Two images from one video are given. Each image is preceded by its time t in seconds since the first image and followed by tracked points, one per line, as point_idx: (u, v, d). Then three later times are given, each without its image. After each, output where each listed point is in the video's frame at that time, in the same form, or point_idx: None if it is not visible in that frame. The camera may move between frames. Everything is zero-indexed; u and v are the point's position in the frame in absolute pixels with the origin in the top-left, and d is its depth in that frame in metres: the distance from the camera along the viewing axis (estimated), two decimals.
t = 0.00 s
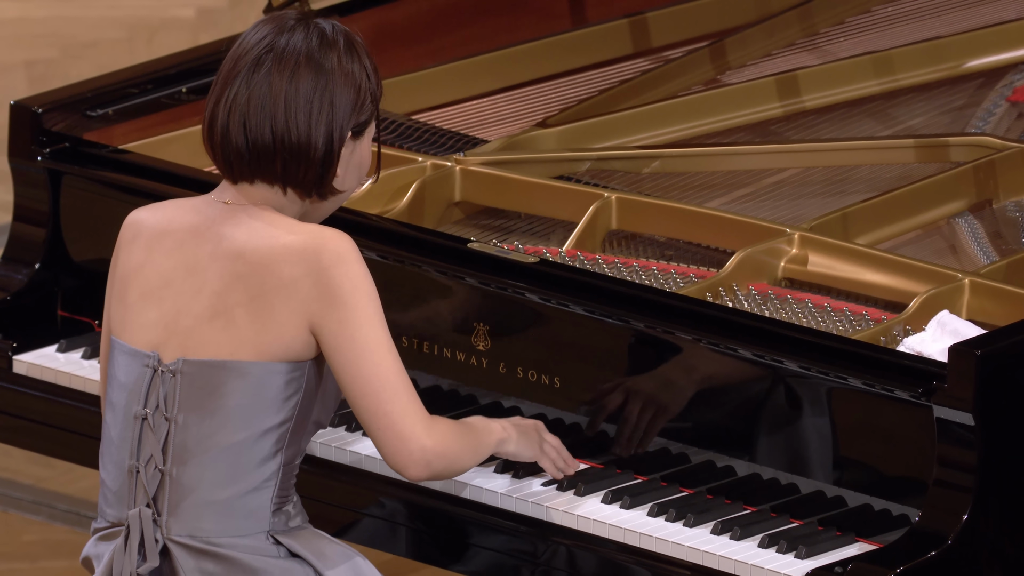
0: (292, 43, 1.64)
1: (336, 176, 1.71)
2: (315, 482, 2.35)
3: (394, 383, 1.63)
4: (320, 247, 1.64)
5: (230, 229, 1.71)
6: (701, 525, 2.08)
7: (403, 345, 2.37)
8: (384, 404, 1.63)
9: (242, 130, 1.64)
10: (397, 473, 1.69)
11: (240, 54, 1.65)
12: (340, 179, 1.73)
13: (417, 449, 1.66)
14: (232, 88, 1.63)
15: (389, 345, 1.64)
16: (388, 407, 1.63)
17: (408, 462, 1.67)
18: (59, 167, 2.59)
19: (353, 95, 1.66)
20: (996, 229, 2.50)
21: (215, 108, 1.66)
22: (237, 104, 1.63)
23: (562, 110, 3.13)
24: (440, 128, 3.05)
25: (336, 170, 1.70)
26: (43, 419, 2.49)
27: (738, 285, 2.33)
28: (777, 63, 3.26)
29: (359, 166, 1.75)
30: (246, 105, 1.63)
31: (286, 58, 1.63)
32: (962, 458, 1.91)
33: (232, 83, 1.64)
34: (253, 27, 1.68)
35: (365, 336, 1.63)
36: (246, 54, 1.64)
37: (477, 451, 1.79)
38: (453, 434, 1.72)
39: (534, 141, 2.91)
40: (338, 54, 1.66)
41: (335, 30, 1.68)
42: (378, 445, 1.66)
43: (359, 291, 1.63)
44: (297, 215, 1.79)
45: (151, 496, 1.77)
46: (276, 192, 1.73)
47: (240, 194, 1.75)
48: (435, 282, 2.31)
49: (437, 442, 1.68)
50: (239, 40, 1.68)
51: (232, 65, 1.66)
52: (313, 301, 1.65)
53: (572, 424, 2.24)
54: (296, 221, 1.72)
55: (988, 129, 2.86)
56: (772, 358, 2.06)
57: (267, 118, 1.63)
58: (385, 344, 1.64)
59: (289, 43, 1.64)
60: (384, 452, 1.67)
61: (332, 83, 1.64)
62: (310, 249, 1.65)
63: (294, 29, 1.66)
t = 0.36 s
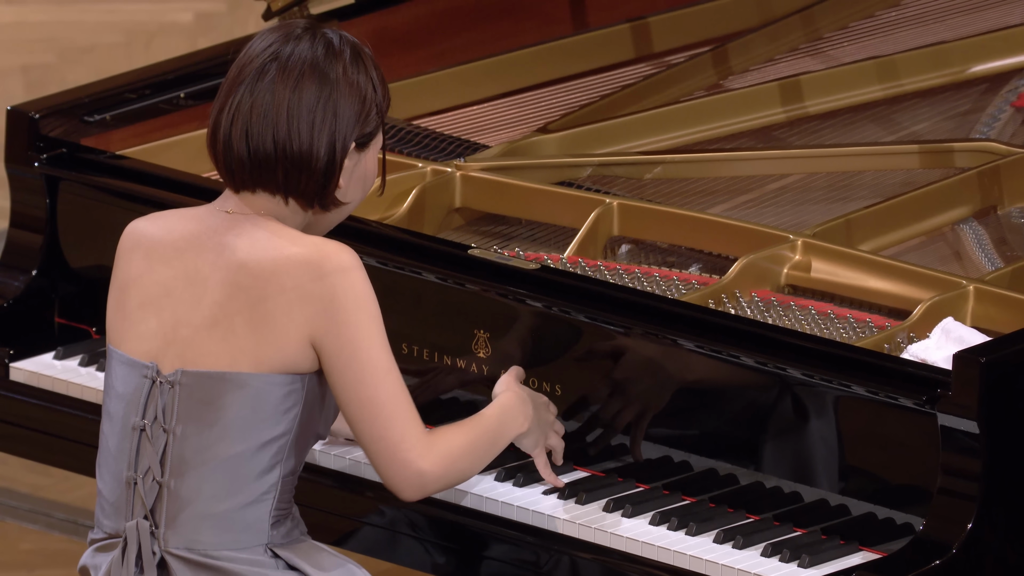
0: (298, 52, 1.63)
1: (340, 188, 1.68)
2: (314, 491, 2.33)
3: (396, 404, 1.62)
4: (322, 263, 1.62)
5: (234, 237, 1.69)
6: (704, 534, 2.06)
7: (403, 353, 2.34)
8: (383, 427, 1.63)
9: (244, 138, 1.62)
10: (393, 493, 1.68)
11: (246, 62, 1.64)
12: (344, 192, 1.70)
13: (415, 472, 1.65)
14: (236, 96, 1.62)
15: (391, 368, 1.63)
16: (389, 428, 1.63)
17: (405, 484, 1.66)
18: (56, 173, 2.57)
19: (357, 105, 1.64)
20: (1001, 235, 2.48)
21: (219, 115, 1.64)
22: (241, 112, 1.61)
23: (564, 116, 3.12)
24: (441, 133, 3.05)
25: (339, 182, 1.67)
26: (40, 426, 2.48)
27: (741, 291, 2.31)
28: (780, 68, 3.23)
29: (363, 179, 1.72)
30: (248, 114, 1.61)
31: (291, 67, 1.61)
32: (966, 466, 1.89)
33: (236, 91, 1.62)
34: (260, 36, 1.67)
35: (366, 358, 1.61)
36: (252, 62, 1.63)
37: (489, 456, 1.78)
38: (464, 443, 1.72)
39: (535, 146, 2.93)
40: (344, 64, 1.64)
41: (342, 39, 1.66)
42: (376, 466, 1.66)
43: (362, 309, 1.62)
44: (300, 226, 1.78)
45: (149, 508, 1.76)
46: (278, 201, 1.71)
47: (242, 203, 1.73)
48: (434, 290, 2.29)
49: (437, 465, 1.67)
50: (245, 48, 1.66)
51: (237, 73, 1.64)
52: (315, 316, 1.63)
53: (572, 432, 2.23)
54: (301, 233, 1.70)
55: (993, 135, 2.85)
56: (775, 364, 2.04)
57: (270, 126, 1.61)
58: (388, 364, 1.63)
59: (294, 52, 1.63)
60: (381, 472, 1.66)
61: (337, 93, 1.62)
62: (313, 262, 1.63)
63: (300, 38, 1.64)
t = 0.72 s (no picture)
0: (310, 60, 1.60)
1: (347, 198, 1.66)
2: (314, 498, 2.32)
3: (380, 429, 1.61)
4: (328, 276, 1.59)
5: (239, 246, 1.65)
6: (706, 541, 2.03)
7: (403, 359, 2.32)
8: (364, 448, 1.61)
9: (254, 146, 1.58)
10: (361, 514, 1.66)
11: (257, 68, 1.60)
12: (350, 202, 1.67)
13: (388, 498, 1.64)
14: (247, 103, 1.58)
15: (380, 391, 1.61)
16: (370, 451, 1.61)
17: (375, 508, 1.65)
18: (53, 176, 2.55)
19: (369, 115, 1.61)
20: (1005, 240, 2.47)
21: (228, 121, 1.61)
22: (251, 119, 1.58)
23: (565, 119, 3.13)
24: (439, 137, 3.06)
25: (347, 192, 1.65)
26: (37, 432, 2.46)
27: (743, 296, 2.30)
28: (782, 71, 3.25)
29: (370, 188, 1.69)
30: (259, 121, 1.58)
31: (304, 74, 1.58)
32: (971, 472, 1.86)
33: (247, 98, 1.59)
34: (271, 42, 1.63)
35: (358, 379, 1.59)
36: (263, 68, 1.59)
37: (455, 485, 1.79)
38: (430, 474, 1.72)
39: (536, 150, 2.91)
40: (356, 73, 1.61)
41: (354, 48, 1.64)
42: (349, 486, 1.65)
43: (360, 328, 1.59)
44: (304, 235, 1.75)
45: (149, 518, 1.74)
46: (284, 210, 1.68)
47: (248, 211, 1.70)
48: (435, 295, 2.26)
49: (410, 493, 1.66)
50: (256, 53, 1.63)
51: (248, 79, 1.61)
52: (321, 329, 1.60)
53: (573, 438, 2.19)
54: (305, 244, 1.67)
55: (998, 138, 2.84)
56: (778, 370, 2.01)
57: (281, 135, 1.57)
58: (377, 388, 1.61)
59: (307, 60, 1.59)
60: (353, 491, 1.64)
61: (349, 102, 1.59)
62: (318, 275, 1.60)
63: (313, 45, 1.61)
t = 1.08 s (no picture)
0: (322, 67, 1.57)
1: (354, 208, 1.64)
2: (315, 504, 2.30)
3: (380, 444, 1.59)
4: (332, 289, 1.57)
5: (242, 255, 1.63)
6: (709, 547, 2.00)
7: (403, 363, 2.29)
8: (364, 463, 1.59)
9: (262, 154, 1.56)
10: (359, 529, 1.65)
11: (267, 74, 1.58)
12: (358, 211, 1.65)
13: (386, 513, 1.62)
14: (256, 110, 1.56)
15: (382, 404, 1.59)
16: (369, 467, 1.59)
17: (373, 524, 1.63)
18: (51, 180, 2.53)
19: (381, 125, 1.58)
20: (1012, 243, 2.45)
21: (237, 128, 1.58)
22: (261, 126, 1.56)
23: (567, 121, 3.11)
24: (441, 139, 3.04)
25: (355, 203, 1.62)
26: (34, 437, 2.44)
27: (747, 300, 2.28)
28: (787, 73, 3.23)
29: (377, 197, 1.66)
30: (268, 129, 1.55)
31: (316, 82, 1.56)
32: (978, 479, 1.83)
33: (257, 105, 1.56)
34: (282, 47, 1.61)
35: (361, 393, 1.57)
36: (274, 75, 1.57)
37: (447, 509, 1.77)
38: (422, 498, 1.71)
39: (537, 152, 2.90)
40: (368, 81, 1.58)
41: (366, 55, 1.61)
42: (347, 499, 1.62)
43: (364, 341, 1.57)
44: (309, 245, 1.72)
45: (148, 528, 1.72)
46: (290, 220, 1.66)
47: (254, 218, 1.67)
48: (435, 299, 2.24)
49: (408, 508, 1.64)
50: (266, 59, 1.60)
51: (258, 85, 1.58)
52: (325, 341, 1.57)
53: (575, 444, 2.16)
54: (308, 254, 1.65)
55: (1003, 141, 2.82)
56: (782, 375, 1.99)
57: (290, 143, 1.55)
58: (379, 403, 1.58)
59: (319, 67, 1.57)
60: (351, 506, 1.62)
61: (360, 111, 1.56)
62: (322, 287, 1.58)
63: (325, 53, 1.59)
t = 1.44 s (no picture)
0: (322, 70, 1.55)
1: (353, 213, 1.62)
2: (314, 509, 2.28)
3: (377, 453, 1.57)
4: (329, 296, 1.55)
5: (242, 261, 1.62)
6: (711, 552, 1.97)
7: (403, 367, 2.27)
8: (360, 473, 1.57)
9: (261, 157, 1.54)
10: (354, 540, 1.62)
11: (268, 77, 1.56)
12: (357, 215, 1.63)
13: (381, 523, 1.59)
14: (255, 113, 1.54)
15: (380, 412, 1.57)
16: (366, 476, 1.57)
17: (368, 534, 1.61)
18: (47, 181, 2.52)
19: (381, 128, 1.56)
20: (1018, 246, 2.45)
21: (236, 130, 1.56)
22: (260, 129, 1.54)
23: (569, 123, 3.09)
24: (442, 141, 3.02)
25: (354, 207, 1.60)
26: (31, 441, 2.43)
27: (750, 304, 2.26)
28: (790, 74, 3.21)
29: (376, 201, 1.65)
30: (267, 133, 1.53)
31: (316, 85, 1.54)
32: (983, 483, 1.81)
33: (256, 107, 1.54)
34: (283, 49, 1.59)
35: (359, 401, 1.55)
36: (274, 77, 1.55)
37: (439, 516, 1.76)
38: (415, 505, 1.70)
39: (539, 154, 2.89)
40: (368, 84, 1.56)
41: (367, 57, 1.59)
42: (343, 509, 1.60)
43: (363, 347, 1.56)
44: (308, 250, 1.70)
45: (145, 535, 1.70)
46: (289, 225, 1.64)
47: (252, 222, 1.65)
48: (435, 301, 2.23)
49: (403, 518, 1.62)
50: (267, 61, 1.58)
51: (258, 87, 1.56)
52: (323, 348, 1.56)
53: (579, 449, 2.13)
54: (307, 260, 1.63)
55: (1009, 142, 2.80)
56: (786, 379, 1.97)
57: (288, 147, 1.53)
58: (377, 411, 1.56)
59: (319, 70, 1.55)
60: (347, 516, 1.60)
61: (360, 114, 1.54)
62: (320, 293, 1.56)
63: (326, 55, 1.57)
